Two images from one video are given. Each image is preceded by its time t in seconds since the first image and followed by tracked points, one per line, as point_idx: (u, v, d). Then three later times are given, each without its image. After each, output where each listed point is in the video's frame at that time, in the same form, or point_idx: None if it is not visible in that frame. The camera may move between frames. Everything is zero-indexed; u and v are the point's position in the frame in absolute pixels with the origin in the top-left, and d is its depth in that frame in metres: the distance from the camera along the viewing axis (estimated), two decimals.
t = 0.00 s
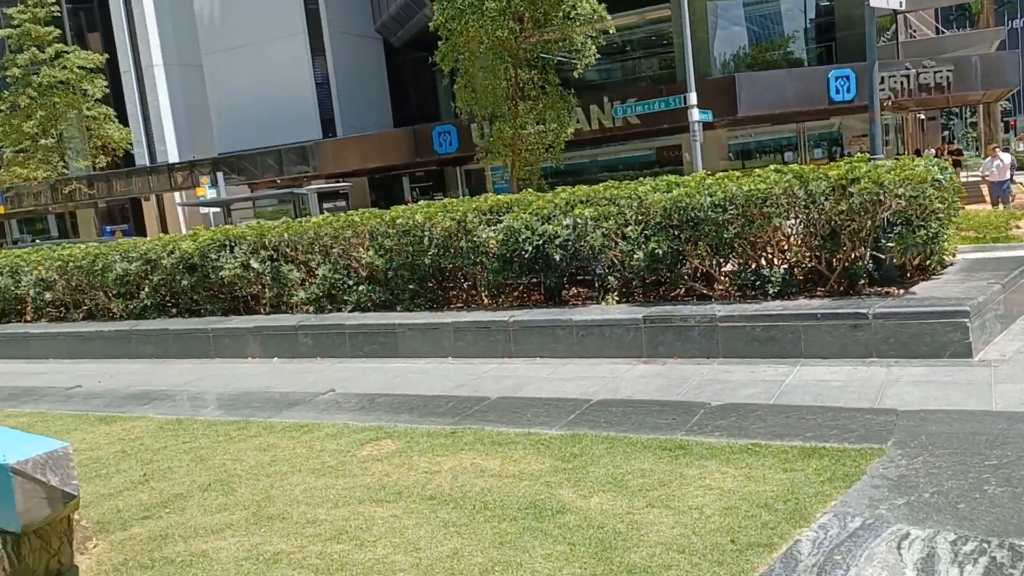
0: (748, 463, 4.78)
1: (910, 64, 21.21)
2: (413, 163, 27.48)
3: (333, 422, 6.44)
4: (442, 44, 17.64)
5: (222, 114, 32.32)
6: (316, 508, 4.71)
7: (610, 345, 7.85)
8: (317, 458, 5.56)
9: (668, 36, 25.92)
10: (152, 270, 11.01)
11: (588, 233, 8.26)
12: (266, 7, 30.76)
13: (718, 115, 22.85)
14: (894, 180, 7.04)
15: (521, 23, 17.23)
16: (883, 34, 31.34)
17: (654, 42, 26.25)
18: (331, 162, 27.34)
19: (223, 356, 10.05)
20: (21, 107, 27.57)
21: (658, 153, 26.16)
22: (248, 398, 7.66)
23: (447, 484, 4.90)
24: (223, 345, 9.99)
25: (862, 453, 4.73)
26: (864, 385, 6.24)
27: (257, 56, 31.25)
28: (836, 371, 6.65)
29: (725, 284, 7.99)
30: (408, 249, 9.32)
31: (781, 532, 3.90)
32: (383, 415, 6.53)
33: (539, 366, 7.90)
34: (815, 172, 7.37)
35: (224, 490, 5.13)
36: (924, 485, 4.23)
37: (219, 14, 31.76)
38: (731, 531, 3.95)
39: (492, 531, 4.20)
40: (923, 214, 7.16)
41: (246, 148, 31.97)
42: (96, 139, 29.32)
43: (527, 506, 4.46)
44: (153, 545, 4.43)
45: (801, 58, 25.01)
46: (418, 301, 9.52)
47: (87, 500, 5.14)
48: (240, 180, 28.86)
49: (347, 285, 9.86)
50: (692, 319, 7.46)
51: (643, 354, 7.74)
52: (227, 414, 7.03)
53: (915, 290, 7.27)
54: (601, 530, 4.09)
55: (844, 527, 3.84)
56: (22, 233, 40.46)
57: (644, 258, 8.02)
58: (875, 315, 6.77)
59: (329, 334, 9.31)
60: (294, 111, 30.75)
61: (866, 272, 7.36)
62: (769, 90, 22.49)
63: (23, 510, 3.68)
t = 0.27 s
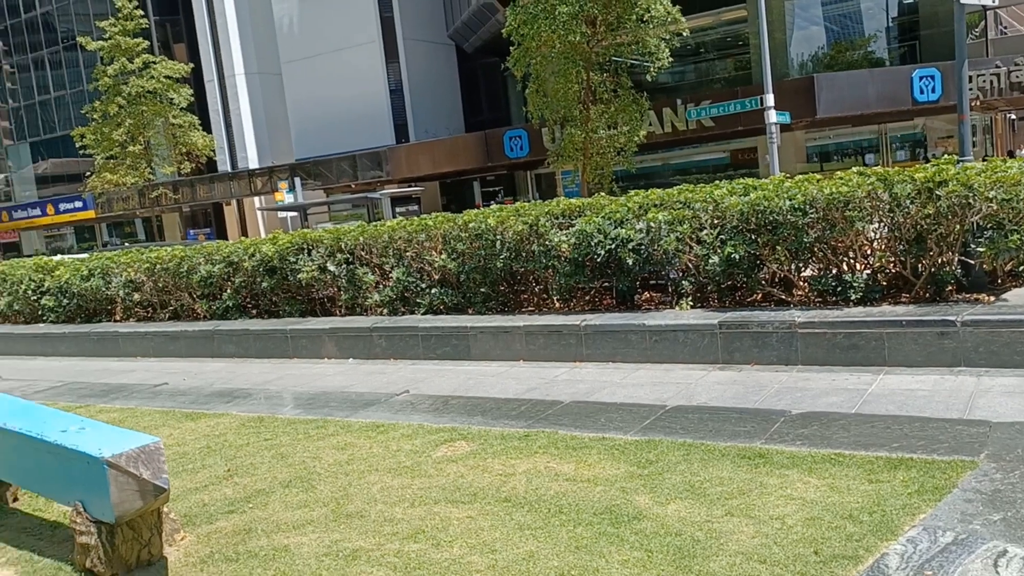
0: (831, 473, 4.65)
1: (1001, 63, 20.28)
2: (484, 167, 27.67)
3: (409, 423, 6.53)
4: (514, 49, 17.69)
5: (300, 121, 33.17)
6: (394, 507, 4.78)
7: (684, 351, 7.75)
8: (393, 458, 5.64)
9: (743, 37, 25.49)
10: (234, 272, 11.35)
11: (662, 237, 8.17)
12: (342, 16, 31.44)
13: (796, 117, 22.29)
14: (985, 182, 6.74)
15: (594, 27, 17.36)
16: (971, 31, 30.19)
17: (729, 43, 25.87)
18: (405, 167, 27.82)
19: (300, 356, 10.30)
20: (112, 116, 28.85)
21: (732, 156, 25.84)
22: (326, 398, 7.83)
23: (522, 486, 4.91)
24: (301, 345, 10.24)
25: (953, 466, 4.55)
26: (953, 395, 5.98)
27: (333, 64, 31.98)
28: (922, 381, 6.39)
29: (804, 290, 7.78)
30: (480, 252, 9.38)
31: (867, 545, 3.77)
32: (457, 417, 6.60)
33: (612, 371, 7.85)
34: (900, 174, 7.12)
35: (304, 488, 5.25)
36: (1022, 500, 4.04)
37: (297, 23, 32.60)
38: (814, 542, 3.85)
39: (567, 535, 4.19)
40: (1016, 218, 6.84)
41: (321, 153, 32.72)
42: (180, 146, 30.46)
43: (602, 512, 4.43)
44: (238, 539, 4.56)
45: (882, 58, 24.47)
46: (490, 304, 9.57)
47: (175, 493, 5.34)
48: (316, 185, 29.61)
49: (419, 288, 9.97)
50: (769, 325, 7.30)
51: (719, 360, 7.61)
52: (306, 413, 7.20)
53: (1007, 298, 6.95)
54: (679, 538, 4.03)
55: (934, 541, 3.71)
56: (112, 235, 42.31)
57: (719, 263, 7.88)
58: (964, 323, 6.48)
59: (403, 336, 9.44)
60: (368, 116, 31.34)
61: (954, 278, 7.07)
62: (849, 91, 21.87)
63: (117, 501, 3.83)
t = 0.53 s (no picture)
0: (900, 483, 4.52)
1: None
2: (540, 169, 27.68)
3: (467, 424, 6.56)
4: (571, 51, 17.65)
5: (358, 124, 33.66)
6: (453, 508, 4.80)
7: (745, 356, 7.63)
8: (452, 459, 5.67)
9: (806, 35, 24.97)
10: (294, 273, 11.55)
11: (723, 240, 8.06)
12: (400, 20, 31.81)
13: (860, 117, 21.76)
14: None
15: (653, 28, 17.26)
16: None
17: (791, 42, 25.36)
18: (461, 169, 27.95)
19: (359, 356, 10.43)
20: (178, 120, 29.70)
21: (794, 157, 25.39)
22: (385, 398, 7.92)
23: (581, 490, 4.89)
24: (359, 346, 10.38)
25: None
26: None
27: (391, 67, 32.37)
28: (995, 390, 6.15)
29: (870, 295, 7.58)
30: (537, 255, 9.38)
31: (940, 558, 3.66)
32: (515, 419, 6.61)
33: (670, 375, 7.77)
34: (973, 176, 6.89)
35: (365, 486, 5.31)
36: None
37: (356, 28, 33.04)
38: (884, 554, 3.75)
39: (627, 540, 4.15)
40: None
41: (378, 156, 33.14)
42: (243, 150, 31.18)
43: (663, 517, 4.38)
44: (301, 536, 4.63)
45: (952, 55, 24.01)
46: (546, 307, 9.56)
47: (241, 489, 5.45)
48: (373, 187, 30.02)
49: (476, 290, 10.01)
50: (835, 330, 7.14)
51: (781, 366, 7.47)
52: (366, 413, 7.28)
53: None
54: (743, 546, 3.96)
55: (1012, 557, 3.57)
56: (177, 236, 43.55)
57: (782, 266, 7.74)
58: None
59: (459, 338, 9.50)
60: (424, 119, 31.65)
61: None
62: (916, 90, 21.29)
63: (188, 496, 3.93)
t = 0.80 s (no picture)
0: (926, 491, 4.47)
1: None
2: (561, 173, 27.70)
3: (488, 429, 6.58)
4: (593, 56, 17.67)
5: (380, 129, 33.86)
6: (475, 513, 4.82)
7: (767, 362, 7.59)
8: (473, 464, 5.69)
9: (830, 38, 24.80)
10: (317, 277, 11.64)
11: (745, 245, 8.01)
12: (422, 25, 31.96)
13: (884, 121, 21.56)
14: None
15: (674, 31, 17.22)
16: None
17: (815, 46, 25.19)
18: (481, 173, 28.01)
19: (380, 359, 10.48)
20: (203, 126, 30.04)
21: (817, 162, 25.13)
22: (407, 402, 7.95)
23: (603, 496, 4.89)
24: (381, 349, 10.43)
25: None
26: None
27: (413, 72, 32.52)
28: (1022, 398, 6.08)
29: (895, 300, 7.52)
30: (558, 259, 9.37)
31: (966, 568, 3.61)
32: (536, 424, 6.62)
33: (692, 381, 7.74)
34: (1000, 182, 6.81)
35: (387, 490, 5.34)
36: None
37: (379, 33, 33.23)
38: (909, 563, 3.71)
39: (650, 546, 4.15)
40: None
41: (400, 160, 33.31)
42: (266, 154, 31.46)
43: (685, 524, 4.37)
44: (324, 538, 4.67)
45: (977, 58, 23.54)
46: (567, 311, 9.56)
47: (265, 492, 5.50)
48: (395, 192, 30.17)
49: (497, 295, 10.03)
50: (859, 336, 7.09)
51: (804, 373, 7.41)
52: (388, 417, 7.31)
53: None
54: (766, 554, 3.94)
55: None
56: (201, 240, 43.97)
57: (806, 271, 7.69)
58: None
59: (481, 342, 9.52)
60: (446, 124, 31.80)
61: None
62: (942, 93, 21.07)
63: (212, 498, 3.97)
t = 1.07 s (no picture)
0: (938, 510, 4.44)
1: None
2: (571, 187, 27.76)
3: (498, 442, 6.58)
4: (603, 70, 17.75)
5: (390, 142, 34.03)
6: (484, 527, 4.82)
7: (778, 378, 7.56)
8: (483, 478, 5.69)
9: (841, 54, 24.83)
10: (328, 289, 11.67)
11: (756, 260, 8.00)
12: (433, 39, 32.17)
13: (895, 137, 21.53)
14: None
15: (685, 47, 17.28)
16: None
17: (825, 61, 25.21)
18: (492, 186, 28.09)
19: (390, 372, 10.49)
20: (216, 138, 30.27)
21: (827, 177, 25.16)
22: (417, 414, 7.95)
23: (613, 511, 4.87)
24: (391, 362, 10.44)
25: None
26: None
27: (424, 86, 32.70)
28: None
29: (906, 317, 7.50)
30: (568, 272, 9.37)
31: None
32: (546, 438, 6.61)
33: (702, 396, 7.71)
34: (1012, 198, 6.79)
35: (396, 504, 5.34)
36: None
37: (390, 47, 33.42)
38: None
39: (660, 563, 4.14)
40: None
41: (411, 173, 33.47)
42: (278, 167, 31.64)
43: (696, 541, 4.36)
44: (334, 551, 4.68)
45: (989, 74, 23.52)
46: (577, 325, 9.56)
47: (274, 504, 5.51)
48: (405, 204, 30.27)
49: (507, 308, 10.04)
50: (870, 352, 7.06)
51: (815, 389, 7.38)
52: (397, 430, 7.32)
53: None
54: (778, 572, 3.92)
55: None
56: (212, 251, 44.18)
57: (817, 287, 7.67)
58: None
59: (490, 355, 9.52)
60: (457, 137, 31.94)
61: None
62: (954, 109, 21.05)
63: (223, 510, 3.98)
